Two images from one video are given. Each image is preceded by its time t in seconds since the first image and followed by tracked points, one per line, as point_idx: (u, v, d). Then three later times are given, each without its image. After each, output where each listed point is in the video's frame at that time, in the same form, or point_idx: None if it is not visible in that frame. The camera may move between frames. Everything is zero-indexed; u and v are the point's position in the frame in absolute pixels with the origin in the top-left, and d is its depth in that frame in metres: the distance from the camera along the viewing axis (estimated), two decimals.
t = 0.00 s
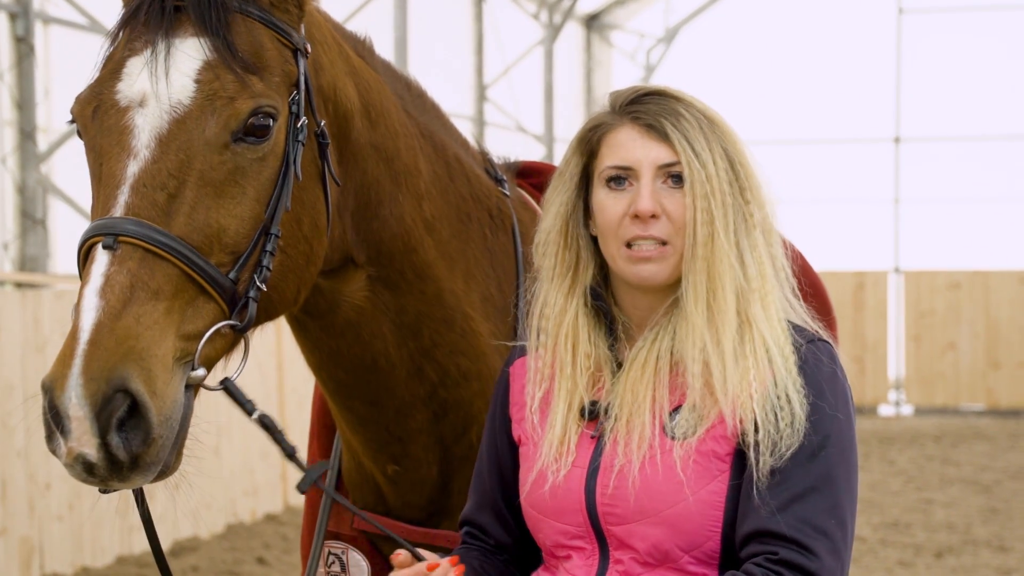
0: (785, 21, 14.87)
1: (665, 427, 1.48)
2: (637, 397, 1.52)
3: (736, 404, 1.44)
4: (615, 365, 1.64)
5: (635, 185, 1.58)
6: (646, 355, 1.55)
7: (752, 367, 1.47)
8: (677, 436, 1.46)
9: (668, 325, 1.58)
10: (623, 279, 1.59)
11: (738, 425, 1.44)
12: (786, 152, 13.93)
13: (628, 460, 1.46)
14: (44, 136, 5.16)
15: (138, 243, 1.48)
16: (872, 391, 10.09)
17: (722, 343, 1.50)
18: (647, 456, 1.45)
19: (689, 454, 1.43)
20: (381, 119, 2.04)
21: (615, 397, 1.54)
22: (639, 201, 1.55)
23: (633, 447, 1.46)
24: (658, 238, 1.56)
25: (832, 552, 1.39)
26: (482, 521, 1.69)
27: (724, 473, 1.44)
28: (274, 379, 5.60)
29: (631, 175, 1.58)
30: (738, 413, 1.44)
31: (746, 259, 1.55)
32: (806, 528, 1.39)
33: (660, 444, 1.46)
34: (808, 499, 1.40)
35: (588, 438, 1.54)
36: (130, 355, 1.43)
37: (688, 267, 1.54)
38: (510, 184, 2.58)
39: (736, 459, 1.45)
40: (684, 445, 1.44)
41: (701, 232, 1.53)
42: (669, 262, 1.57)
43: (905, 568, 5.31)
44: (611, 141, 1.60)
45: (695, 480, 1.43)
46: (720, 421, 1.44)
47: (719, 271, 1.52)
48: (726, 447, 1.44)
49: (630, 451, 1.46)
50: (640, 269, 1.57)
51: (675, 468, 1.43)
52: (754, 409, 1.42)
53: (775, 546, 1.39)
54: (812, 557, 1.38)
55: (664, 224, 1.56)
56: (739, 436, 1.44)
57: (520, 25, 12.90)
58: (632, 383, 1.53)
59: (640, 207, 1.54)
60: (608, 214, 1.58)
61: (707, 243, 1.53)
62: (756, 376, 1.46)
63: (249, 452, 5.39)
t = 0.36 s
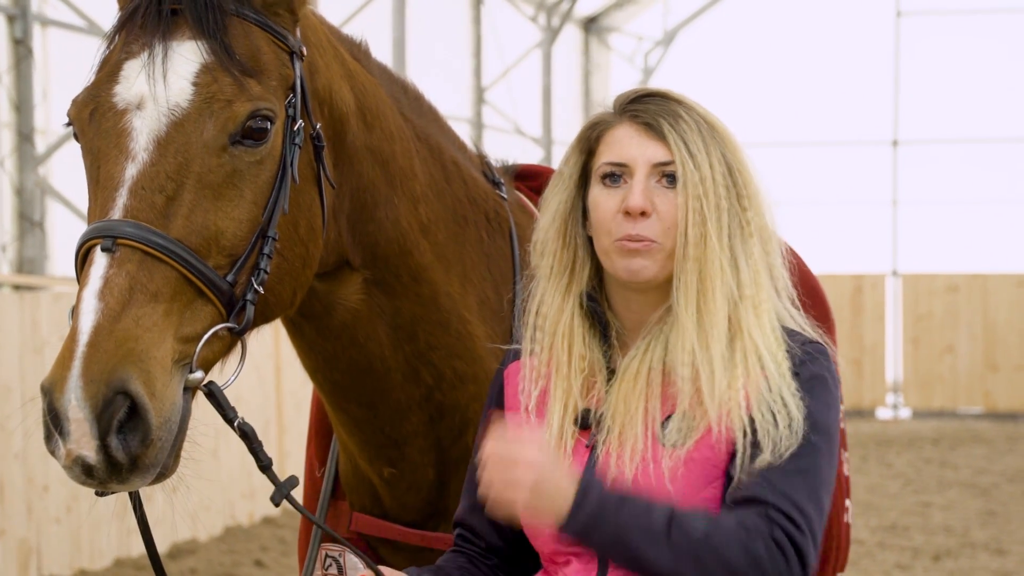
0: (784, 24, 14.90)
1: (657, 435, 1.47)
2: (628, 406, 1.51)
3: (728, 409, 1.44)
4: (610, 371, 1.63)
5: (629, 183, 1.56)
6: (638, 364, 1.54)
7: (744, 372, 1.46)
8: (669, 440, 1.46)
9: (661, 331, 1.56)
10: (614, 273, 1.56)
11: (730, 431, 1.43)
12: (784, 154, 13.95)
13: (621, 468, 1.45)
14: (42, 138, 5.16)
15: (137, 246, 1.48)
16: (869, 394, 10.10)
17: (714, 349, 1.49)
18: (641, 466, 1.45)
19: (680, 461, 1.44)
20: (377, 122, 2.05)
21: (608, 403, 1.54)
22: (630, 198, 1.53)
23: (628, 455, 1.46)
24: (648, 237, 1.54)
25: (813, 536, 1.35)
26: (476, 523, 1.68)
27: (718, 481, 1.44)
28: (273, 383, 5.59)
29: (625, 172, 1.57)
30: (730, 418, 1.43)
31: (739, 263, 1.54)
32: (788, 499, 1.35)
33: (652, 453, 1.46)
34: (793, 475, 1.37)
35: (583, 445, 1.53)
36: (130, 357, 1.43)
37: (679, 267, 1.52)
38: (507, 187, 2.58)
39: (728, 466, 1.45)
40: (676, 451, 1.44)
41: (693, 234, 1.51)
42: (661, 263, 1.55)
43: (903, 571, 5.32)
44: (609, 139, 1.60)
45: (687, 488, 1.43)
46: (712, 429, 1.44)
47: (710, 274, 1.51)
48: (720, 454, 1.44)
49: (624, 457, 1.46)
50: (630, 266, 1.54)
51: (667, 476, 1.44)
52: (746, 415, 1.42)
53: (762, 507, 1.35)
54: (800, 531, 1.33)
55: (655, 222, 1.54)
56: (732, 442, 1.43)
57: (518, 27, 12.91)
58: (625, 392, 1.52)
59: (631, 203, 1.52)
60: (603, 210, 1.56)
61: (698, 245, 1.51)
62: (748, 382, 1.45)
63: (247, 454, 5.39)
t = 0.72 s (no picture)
0: (782, 27, 14.93)
1: (644, 445, 1.47)
2: (616, 417, 1.50)
3: (711, 422, 1.43)
4: (599, 381, 1.62)
5: (610, 202, 1.55)
6: (626, 373, 1.54)
7: (726, 385, 1.45)
8: (655, 450, 1.45)
9: (647, 343, 1.56)
10: (602, 294, 1.57)
11: (713, 445, 1.42)
12: (781, 157, 13.97)
13: (608, 481, 1.46)
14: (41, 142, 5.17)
15: (137, 252, 1.48)
16: (868, 398, 10.10)
17: (697, 364, 1.48)
18: (626, 478, 1.45)
19: (666, 474, 1.43)
20: (375, 126, 2.05)
21: (596, 415, 1.53)
22: (613, 220, 1.52)
23: (613, 467, 1.46)
24: (635, 254, 1.54)
25: (784, 549, 1.35)
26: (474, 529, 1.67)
27: (702, 488, 1.44)
28: (272, 387, 5.59)
29: (605, 191, 1.55)
30: (713, 432, 1.43)
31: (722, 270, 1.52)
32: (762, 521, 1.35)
33: (640, 462, 1.45)
34: (767, 494, 1.37)
35: (571, 458, 1.53)
36: (130, 363, 1.43)
37: (662, 284, 1.52)
38: (506, 191, 2.58)
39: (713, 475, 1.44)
40: (661, 464, 1.44)
41: (675, 248, 1.50)
42: (646, 279, 1.55)
43: None
44: (584, 158, 1.57)
45: (673, 499, 1.43)
46: (695, 442, 1.44)
47: (693, 290, 1.50)
48: (704, 465, 1.43)
49: (609, 470, 1.46)
50: (618, 287, 1.55)
51: (653, 489, 1.44)
52: (729, 428, 1.41)
53: (731, 527, 1.36)
54: (767, 550, 1.34)
55: (640, 241, 1.53)
56: (713, 456, 1.43)
57: (517, 31, 12.92)
58: (612, 403, 1.52)
59: (614, 225, 1.51)
60: (584, 231, 1.56)
61: (681, 260, 1.50)
62: (729, 395, 1.45)
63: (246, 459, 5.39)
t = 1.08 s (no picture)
0: (779, 32, 14.97)
1: (637, 449, 1.47)
2: (607, 421, 1.50)
3: (702, 427, 1.43)
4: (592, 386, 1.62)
5: (602, 208, 1.55)
6: (618, 377, 1.53)
7: (718, 390, 1.46)
8: (647, 456, 1.45)
9: (639, 348, 1.56)
10: (595, 298, 1.57)
11: (705, 450, 1.43)
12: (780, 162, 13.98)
13: (601, 486, 1.46)
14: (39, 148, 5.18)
15: (134, 256, 1.48)
16: (867, 403, 10.11)
17: (690, 369, 1.48)
18: (618, 482, 1.45)
19: (659, 478, 1.44)
20: (372, 131, 2.05)
21: (589, 420, 1.53)
22: (605, 225, 1.52)
23: (606, 473, 1.45)
24: (627, 260, 1.53)
25: (777, 550, 1.35)
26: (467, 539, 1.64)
27: (695, 493, 1.44)
28: (269, 392, 5.58)
29: (597, 197, 1.55)
30: (704, 437, 1.43)
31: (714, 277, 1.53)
32: (753, 522, 1.36)
33: (631, 467, 1.45)
34: (756, 496, 1.37)
35: (564, 463, 1.53)
36: (126, 366, 1.43)
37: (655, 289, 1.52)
38: (503, 197, 2.59)
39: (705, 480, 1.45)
40: (654, 469, 1.44)
41: (667, 254, 1.50)
42: (638, 282, 1.54)
43: None
44: (577, 163, 1.57)
45: (666, 503, 1.43)
46: (687, 446, 1.44)
47: (684, 295, 1.50)
48: (697, 470, 1.44)
49: (598, 475, 1.46)
50: (611, 291, 1.55)
51: (645, 494, 1.44)
52: (721, 431, 1.42)
53: (723, 531, 1.36)
54: (760, 552, 1.34)
55: (631, 247, 1.53)
56: (707, 460, 1.43)
57: (514, 36, 12.94)
58: (605, 407, 1.52)
59: (605, 231, 1.51)
60: (576, 237, 1.55)
61: (672, 265, 1.50)
62: (721, 400, 1.45)
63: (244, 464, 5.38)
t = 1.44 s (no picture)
0: (779, 36, 14.99)
1: (648, 445, 1.48)
2: (618, 419, 1.51)
3: (718, 429, 1.44)
4: (603, 385, 1.61)
5: (619, 214, 1.54)
6: (631, 377, 1.54)
7: (736, 391, 1.45)
8: (660, 449, 1.46)
9: (653, 349, 1.56)
10: (610, 303, 1.55)
11: (719, 448, 1.43)
12: (778, 165, 14.00)
13: (611, 482, 1.47)
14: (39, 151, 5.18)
15: (134, 260, 1.49)
16: (866, 407, 10.12)
17: (708, 372, 1.47)
18: (628, 479, 1.46)
19: (672, 473, 1.44)
20: (372, 134, 2.06)
21: (600, 417, 1.54)
22: (624, 232, 1.51)
23: (616, 466, 1.47)
24: (644, 269, 1.52)
25: (790, 547, 1.33)
26: (463, 533, 1.61)
27: (706, 488, 1.44)
28: (268, 395, 5.59)
29: (615, 204, 1.54)
30: (717, 438, 1.43)
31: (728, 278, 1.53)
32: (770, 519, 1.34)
33: (641, 464, 1.47)
34: (774, 492, 1.36)
35: (576, 459, 1.53)
36: (126, 371, 1.43)
37: (672, 293, 1.52)
38: (503, 201, 2.59)
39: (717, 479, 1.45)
40: (666, 463, 1.45)
41: (686, 260, 1.50)
42: (655, 289, 1.53)
43: None
44: (595, 169, 1.57)
45: (677, 496, 1.44)
46: (701, 445, 1.45)
47: (703, 300, 1.50)
48: (709, 464, 1.44)
49: (611, 470, 1.47)
50: (626, 297, 1.53)
51: (657, 489, 1.45)
52: (738, 433, 1.42)
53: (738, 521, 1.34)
54: (774, 546, 1.32)
55: (649, 254, 1.52)
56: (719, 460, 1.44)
57: (513, 40, 12.95)
58: (616, 406, 1.52)
59: (625, 237, 1.50)
60: (594, 243, 1.54)
61: (691, 272, 1.50)
62: (739, 402, 1.45)
63: (243, 467, 5.38)
